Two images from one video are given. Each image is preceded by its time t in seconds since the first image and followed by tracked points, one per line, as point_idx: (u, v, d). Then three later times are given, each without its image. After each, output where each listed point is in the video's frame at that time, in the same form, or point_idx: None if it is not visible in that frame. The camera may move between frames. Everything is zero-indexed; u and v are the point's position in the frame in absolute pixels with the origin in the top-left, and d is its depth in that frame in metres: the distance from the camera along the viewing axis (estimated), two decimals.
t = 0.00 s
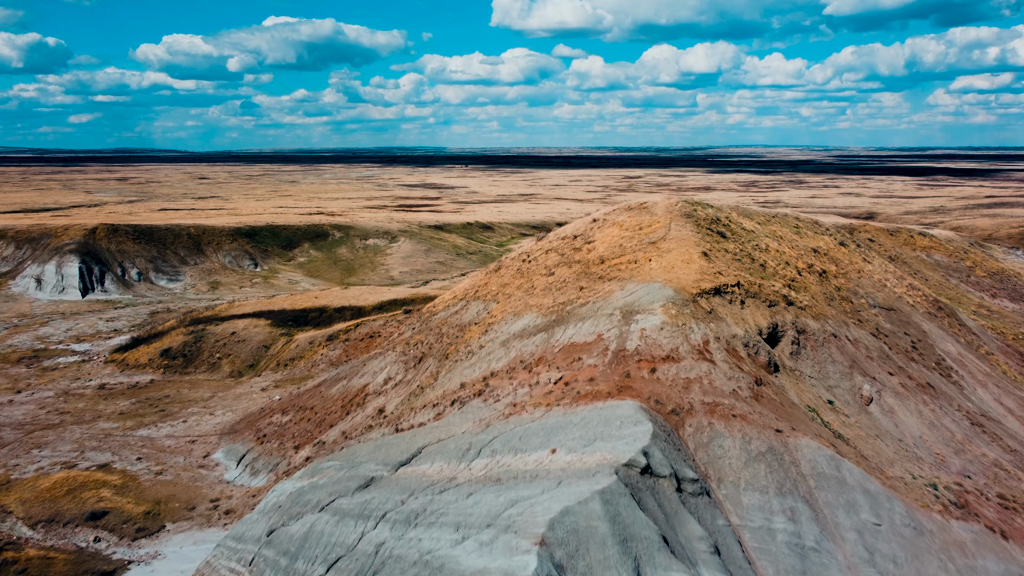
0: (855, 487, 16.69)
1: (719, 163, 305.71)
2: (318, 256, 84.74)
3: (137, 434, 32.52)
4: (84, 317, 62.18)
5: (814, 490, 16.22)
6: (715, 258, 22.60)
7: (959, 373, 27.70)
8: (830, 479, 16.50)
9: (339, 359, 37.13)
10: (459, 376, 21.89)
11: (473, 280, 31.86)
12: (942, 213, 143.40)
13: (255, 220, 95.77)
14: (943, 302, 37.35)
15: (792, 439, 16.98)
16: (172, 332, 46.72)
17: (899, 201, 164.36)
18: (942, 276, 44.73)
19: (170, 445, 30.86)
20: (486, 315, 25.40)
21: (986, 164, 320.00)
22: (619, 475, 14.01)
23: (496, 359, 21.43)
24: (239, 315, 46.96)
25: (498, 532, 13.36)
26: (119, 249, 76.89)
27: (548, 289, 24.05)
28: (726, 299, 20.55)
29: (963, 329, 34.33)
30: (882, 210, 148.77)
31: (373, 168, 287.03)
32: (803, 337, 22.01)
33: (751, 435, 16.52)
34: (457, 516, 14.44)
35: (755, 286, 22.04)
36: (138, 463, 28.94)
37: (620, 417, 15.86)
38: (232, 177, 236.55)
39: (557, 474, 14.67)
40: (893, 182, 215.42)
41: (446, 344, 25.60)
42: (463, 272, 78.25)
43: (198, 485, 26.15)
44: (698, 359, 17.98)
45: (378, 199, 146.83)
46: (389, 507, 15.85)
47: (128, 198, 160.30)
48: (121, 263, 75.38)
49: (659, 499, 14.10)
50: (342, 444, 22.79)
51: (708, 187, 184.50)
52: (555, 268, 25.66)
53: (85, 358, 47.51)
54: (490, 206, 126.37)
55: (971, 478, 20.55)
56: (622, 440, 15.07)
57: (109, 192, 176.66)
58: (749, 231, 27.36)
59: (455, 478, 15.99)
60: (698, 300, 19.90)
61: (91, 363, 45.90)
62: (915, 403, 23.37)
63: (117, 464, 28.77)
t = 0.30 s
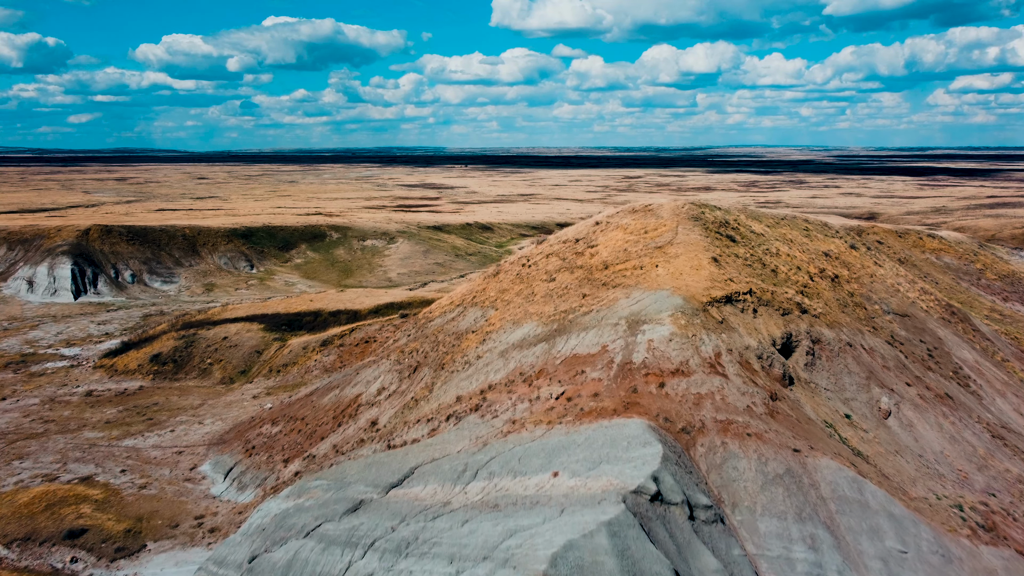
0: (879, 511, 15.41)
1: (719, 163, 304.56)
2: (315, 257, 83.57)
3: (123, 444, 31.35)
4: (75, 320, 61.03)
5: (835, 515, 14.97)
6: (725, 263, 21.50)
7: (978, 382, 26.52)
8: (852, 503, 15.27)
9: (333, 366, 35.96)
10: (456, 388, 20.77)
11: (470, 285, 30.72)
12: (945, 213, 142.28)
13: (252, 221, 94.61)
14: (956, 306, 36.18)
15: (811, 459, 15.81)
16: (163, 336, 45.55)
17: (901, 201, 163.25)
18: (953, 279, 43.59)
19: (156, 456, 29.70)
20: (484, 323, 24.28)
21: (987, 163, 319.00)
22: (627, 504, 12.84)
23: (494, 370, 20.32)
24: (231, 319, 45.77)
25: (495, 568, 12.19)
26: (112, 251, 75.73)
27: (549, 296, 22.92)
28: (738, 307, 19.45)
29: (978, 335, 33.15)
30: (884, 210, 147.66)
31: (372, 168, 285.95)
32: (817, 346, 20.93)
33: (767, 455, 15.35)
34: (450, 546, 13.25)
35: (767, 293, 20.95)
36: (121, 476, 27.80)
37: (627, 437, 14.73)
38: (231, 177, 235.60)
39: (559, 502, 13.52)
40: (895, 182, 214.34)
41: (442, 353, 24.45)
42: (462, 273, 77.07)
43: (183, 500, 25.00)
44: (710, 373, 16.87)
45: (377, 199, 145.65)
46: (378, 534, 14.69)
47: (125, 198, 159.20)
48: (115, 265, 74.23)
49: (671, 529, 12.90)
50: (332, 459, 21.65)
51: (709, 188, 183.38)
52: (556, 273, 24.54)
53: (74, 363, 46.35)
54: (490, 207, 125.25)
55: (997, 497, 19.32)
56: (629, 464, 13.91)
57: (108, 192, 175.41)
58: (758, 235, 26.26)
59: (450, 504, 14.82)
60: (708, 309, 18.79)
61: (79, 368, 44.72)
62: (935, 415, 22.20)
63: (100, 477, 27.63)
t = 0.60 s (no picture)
0: (907, 540, 14.09)
1: (720, 163, 303.47)
2: (312, 259, 82.38)
3: (107, 455, 30.17)
4: (66, 323, 59.85)
5: (860, 545, 13.68)
6: (737, 269, 20.40)
7: (998, 392, 25.35)
8: (877, 532, 14.01)
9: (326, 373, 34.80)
10: (452, 402, 19.63)
11: (468, 290, 29.56)
12: (947, 214, 141.12)
13: (248, 222, 93.44)
14: (971, 311, 35.01)
15: (832, 483, 14.61)
16: (153, 341, 44.39)
17: (903, 202, 162.06)
18: (964, 282, 42.43)
19: (141, 468, 28.54)
20: (482, 332, 23.13)
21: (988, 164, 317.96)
22: (637, 538, 11.65)
23: (492, 384, 19.17)
24: (223, 323, 44.61)
25: None
26: (106, 253, 74.56)
27: (550, 304, 21.78)
28: (751, 317, 18.35)
29: (995, 341, 31.98)
30: (886, 211, 146.51)
31: (371, 168, 284.86)
32: (834, 358, 19.82)
33: (787, 479, 14.16)
34: None
35: (781, 301, 19.86)
36: (104, 490, 26.61)
37: (635, 461, 13.61)
38: (230, 176, 234.74)
39: (562, 534, 12.35)
40: (896, 182, 213.17)
41: (438, 362, 23.30)
42: (461, 274, 75.95)
43: (166, 517, 23.83)
44: (723, 389, 15.74)
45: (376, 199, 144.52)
46: (364, 567, 13.50)
47: (122, 199, 158.06)
48: (108, 267, 73.06)
49: (685, 565, 11.67)
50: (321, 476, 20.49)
51: (710, 188, 182.25)
52: (557, 279, 23.42)
53: (62, 369, 45.16)
54: (489, 207, 124.10)
55: None
56: (638, 491, 12.75)
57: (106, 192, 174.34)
58: (769, 238, 25.16)
59: (443, 534, 13.65)
60: (720, 319, 17.68)
61: (67, 374, 43.53)
62: (957, 429, 21.04)
63: (81, 491, 26.46)
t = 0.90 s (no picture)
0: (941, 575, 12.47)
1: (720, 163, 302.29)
2: (309, 260, 81.22)
3: (91, 467, 29.01)
4: (57, 326, 58.69)
5: None
6: (750, 277, 19.32)
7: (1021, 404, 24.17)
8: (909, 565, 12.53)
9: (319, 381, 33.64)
10: (448, 418, 18.50)
11: (465, 296, 28.43)
12: (950, 215, 139.93)
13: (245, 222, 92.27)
14: (986, 316, 33.83)
15: (858, 512, 13.32)
16: (143, 346, 43.23)
17: (905, 202, 160.91)
18: (976, 286, 41.26)
19: (125, 482, 27.39)
20: (479, 342, 22.03)
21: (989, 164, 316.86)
22: None
23: (490, 400, 18.05)
24: (215, 328, 43.45)
25: None
26: (99, 254, 73.40)
27: (551, 314, 20.67)
28: (766, 329, 17.28)
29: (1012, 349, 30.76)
30: (888, 211, 145.36)
31: (370, 168, 283.69)
32: (852, 371, 18.75)
33: (809, 509, 12.92)
34: None
35: (796, 311, 18.79)
36: (85, 505, 25.45)
37: (645, 490, 12.45)
38: (229, 177, 233.67)
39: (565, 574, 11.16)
40: (898, 183, 212.04)
41: (433, 374, 22.16)
42: (460, 276, 74.76)
43: (147, 535, 22.65)
44: (739, 408, 14.62)
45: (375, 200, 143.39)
46: None
47: (120, 199, 157.04)
48: (101, 269, 71.91)
49: None
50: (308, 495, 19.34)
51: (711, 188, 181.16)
52: (559, 286, 22.32)
53: (50, 375, 43.98)
54: (489, 207, 122.93)
55: None
56: (649, 526, 11.55)
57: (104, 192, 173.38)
58: (780, 243, 24.08)
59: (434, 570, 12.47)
60: (734, 331, 16.59)
61: (55, 380, 42.36)
62: (982, 446, 19.85)
63: (61, 507, 25.32)
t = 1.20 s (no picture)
0: None
1: (720, 163, 301.38)
2: (305, 261, 80.06)
3: (72, 480, 27.84)
4: (48, 330, 57.55)
5: None
6: (764, 286, 18.25)
7: None
8: None
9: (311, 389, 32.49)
10: (444, 436, 17.37)
11: (463, 302, 27.29)
12: (953, 215, 138.84)
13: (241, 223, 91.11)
14: (1002, 322, 32.65)
15: (888, 544, 11.79)
16: (133, 352, 42.06)
17: (907, 202, 159.86)
18: (989, 290, 40.10)
19: (107, 497, 26.24)
20: (476, 353, 20.91)
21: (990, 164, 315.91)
22: None
23: (487, 418, 16.93)
24: (206, 332, 42.30)
25: None
26: (92, 256, 72.26)
27: (552, 324, 19.56)
28: (783, 343, 16.21)
29: None
30: (890, 212, 144.33)
31: (369, 168, 282.68)
32: (872, 385, 17.68)
33: (835, 542, 11.50)
34: None
35: (813, 322, 17.73)
36: (63, 522, 24.29)
37: (656, 525, 11.27)
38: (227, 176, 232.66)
39: None
40: (899, 183, 211.01)
41: (428, 386, 21.04)
42: (458, 278, 73.64)
43: (127, 556, 21.49)
44: (756, 430, 13.51)
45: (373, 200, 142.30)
46: None
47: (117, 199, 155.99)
48: (94, 271, 70.78)
49: None
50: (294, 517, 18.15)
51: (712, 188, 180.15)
52: (560, 294, 21.20)
53: (37, 381, 42.80)
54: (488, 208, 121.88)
55: None
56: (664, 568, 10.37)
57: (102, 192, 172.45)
58: (793, 248, 23.02)
59: None
60: (749, 345, 15.49)
61: (41, 387, 41.18)
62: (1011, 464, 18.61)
63: (38, 524, 24.16)
